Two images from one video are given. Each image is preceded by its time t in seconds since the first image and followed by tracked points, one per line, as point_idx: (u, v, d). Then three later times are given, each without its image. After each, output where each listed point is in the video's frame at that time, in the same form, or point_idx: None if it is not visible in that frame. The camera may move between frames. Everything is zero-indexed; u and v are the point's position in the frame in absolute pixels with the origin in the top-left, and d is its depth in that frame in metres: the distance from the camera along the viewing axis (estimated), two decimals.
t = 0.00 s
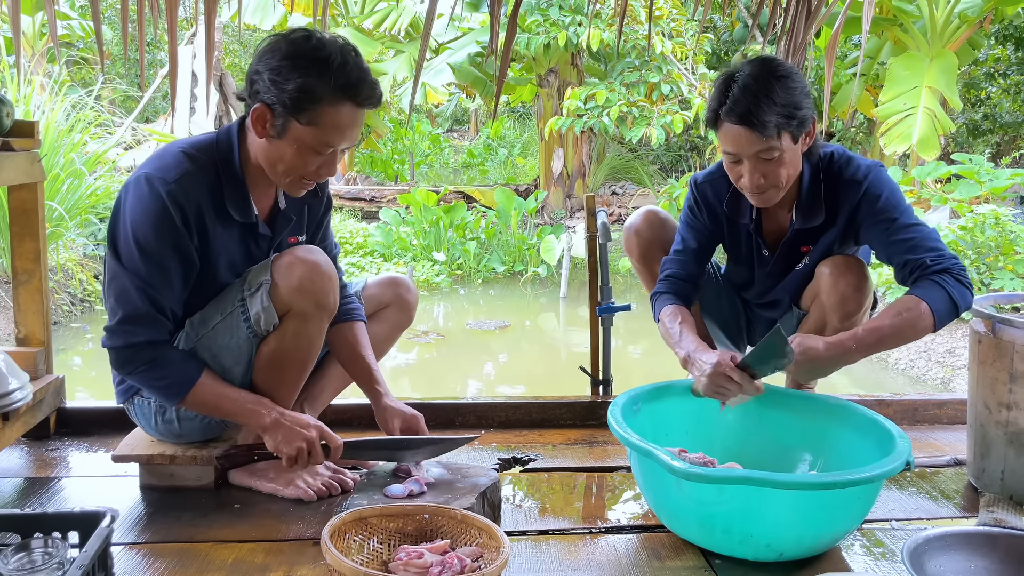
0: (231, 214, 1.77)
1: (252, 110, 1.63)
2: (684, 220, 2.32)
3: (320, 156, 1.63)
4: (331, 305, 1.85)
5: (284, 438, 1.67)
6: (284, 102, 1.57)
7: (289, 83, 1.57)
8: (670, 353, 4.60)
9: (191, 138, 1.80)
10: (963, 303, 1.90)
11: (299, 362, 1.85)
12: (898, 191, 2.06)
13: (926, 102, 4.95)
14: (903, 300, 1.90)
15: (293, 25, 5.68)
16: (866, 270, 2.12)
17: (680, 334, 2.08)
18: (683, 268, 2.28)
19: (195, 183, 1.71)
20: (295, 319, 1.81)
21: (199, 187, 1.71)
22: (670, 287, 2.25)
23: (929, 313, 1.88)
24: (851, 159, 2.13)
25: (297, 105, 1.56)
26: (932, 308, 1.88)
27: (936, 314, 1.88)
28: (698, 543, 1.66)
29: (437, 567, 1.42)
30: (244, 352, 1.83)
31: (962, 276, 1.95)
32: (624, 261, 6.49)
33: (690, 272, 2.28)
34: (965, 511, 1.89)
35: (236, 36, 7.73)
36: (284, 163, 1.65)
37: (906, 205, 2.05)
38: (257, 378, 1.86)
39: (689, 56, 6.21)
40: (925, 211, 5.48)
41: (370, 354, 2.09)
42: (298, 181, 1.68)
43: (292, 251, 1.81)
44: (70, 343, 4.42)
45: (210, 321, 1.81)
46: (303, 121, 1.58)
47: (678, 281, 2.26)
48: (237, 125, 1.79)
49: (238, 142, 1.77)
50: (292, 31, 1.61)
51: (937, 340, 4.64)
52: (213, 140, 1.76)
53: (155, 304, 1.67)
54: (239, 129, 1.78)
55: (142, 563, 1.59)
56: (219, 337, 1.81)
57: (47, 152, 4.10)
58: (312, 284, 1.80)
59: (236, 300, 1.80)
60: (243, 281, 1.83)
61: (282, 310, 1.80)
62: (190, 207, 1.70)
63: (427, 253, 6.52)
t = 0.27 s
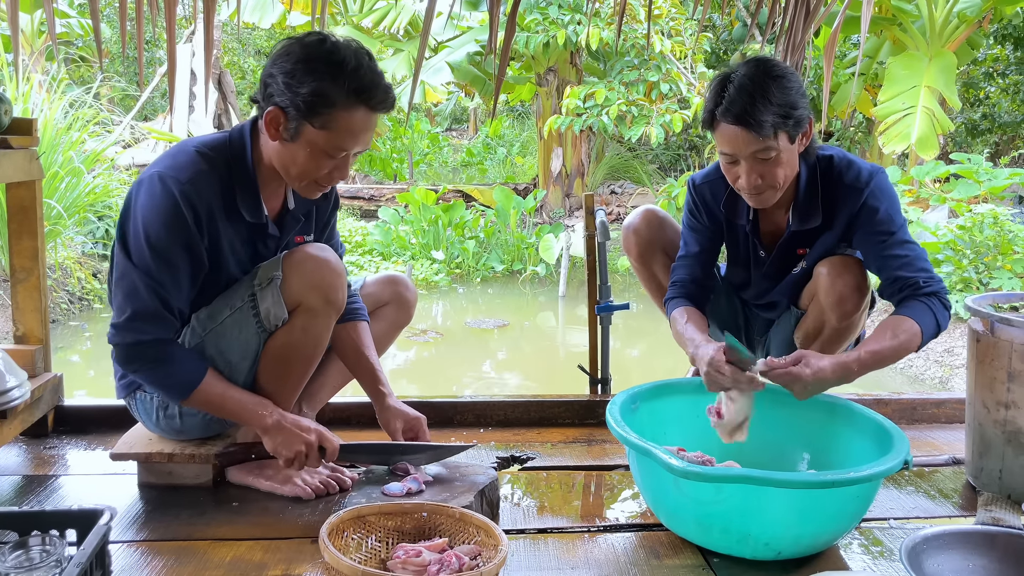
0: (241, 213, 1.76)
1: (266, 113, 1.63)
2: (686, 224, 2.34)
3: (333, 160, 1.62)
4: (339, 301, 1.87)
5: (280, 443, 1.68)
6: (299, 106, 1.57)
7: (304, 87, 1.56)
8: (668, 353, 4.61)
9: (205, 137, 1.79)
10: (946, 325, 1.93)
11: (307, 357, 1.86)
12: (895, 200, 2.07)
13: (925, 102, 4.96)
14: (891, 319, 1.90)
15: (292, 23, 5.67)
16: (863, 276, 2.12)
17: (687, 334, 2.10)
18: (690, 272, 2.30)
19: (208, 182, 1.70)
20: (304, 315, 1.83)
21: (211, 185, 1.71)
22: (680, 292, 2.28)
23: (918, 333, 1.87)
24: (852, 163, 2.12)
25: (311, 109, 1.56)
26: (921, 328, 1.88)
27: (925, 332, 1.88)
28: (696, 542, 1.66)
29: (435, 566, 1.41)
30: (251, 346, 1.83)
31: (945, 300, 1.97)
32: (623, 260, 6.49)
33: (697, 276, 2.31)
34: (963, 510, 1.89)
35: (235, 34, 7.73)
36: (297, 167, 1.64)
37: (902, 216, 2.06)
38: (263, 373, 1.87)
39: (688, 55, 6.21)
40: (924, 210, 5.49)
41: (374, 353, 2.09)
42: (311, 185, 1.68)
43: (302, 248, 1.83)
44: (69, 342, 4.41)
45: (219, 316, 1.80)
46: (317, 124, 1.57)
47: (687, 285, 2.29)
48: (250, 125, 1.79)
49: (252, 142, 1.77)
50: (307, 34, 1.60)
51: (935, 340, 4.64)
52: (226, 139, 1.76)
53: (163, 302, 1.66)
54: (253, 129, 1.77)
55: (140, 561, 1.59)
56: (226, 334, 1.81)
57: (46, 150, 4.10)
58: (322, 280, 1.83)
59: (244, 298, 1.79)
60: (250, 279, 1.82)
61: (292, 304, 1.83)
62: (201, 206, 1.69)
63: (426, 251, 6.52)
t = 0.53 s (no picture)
0: (249, 209, 1.76)
1: (273, 110, 1.62)
2: (690, 223, 2.34)
3: (338, 159, 1.62)
4: (341, 301, 1.87)
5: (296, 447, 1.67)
6: (307, 104, 1.56)
7: (314, 86, 1.56)
8: (668, 351, 4.61)
9: (207, 133, 1.78)
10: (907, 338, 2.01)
11: (306, 355, 1.86)
12: (896, 207, 2.08)
13: (925, 100, 4.96)
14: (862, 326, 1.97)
15: (292, 20, 5.67)
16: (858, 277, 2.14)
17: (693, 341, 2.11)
18: (700, 275, 2.31)
19: (217, 180, 1.70)
20: (305, 313, 1.84)
21: (220, 182, 1.70)
22: (689, 295, 2.29)
23: (884, 338, 1.94)
24: (858, 162, 2.12)
25: (319, 108, 1.56)
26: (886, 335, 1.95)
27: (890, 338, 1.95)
28: (695, 540, 1.66)
29: (434, 563, 1.42)
30: (252, 344, 1.84)
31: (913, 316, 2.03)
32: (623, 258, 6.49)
33: (706, 278, 2.31)
34: (962, 509, 1.89)
35: (235, 32, 7.72)
36: (303, 165, 1.64)
37: (899, 225, 2.08)
38: (263, 370, 1.87)
39: (688, 54, 6.21)
40: (923, 209, 5.49)
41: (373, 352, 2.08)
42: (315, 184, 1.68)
43: (305, 246, 1.84)
44: (68, 339, 4.41)
45: (222, 312, 1.80)
46: (325, 123, 1.57)
47: (695, 288, 2.30)
48: (254, 120, 1.78)
49: (257, 137, 1.76)
50: (319, 32, 1.60)
51: (934, 338, 4.64)
52: (230, 135, 1.75)
53: (185, 303, 1.66)
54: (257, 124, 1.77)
55: (139, 559, 1.59)
56: (230, 331, 1.81)
57: (45, 147, 4.09)
58: (324, 279, 1.83)
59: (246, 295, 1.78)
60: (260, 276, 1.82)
61: (293, 303, 1.83)
62: (212, 204, 1.69)
63: (426, 249, 6.51)
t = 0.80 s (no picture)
0: (237, 204, 1.77)
1: (255, 99, 1.63)
2: (689, 220, 2.34)
3: (322, 146, 1.62)
4: (334, 298, 1.86)
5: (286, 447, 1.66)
6: (289, 91, 1.57)
7: (294, 72, 1.56)
8: (668, 348, 4.61)
9: (192, 129, 1.79)
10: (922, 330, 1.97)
11: (301, 353, 1.85)
12: (898, 200, 2.09)
13: (926, 98, 4.95)
14: (877, 315, 1.93)
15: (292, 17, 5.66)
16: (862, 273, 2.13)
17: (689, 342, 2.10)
18: (695, 269, 2.28)
19: (203, 175, 1.70)
20: (298, 311, 1.82)
21: (206, 178, 1.71)
22: (684, 290, 2.26)
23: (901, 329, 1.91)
24: (859, 158, 2.13)
25: (301, 94, 1.56)
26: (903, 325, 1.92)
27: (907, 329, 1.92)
28: (695, 537, 1.66)
29: (434, 561, 1.42)
30: (246, 343, 1.84)
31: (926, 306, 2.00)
32: (623, 255, 6.49)
33: (701, 273, 2.28)
34: (962, 507, 1.89)
35: (235, 28, 7.71)
36: (287, 154, 1.64)
37: (903, 218, 2.08)
38: (259, 369, 1.86)
39: (689, 51, 6.20)
40: (924, 206, 5.48)
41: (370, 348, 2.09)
42: (300, 172, 1.68)
43: (295, 244, 1.82)
44: (69, 336, 4.41)
45: (215, 312, 1.80)
46: (307, 109, 1.57)
47: (691, 284, 2.26)
48: (239, 115, 1.79)
49: (241, 132, 1.77)
50: (298, 21, 1.60)
51: (935, 336, 4.64)
52: (216, 131, 1.76)
53: (172, 298, 1.66)
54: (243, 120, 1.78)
55: (140, 556, 1.59)
56: (222, 328, 1.81)
57: (46, 144, 4.09)
58: (317, 276, 1.82)
59: (240, 292, 1.79)
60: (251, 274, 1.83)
61: (285, 301, 1.82)
62: (199, 199, 1.69)
63: (426, 246, 6.51)
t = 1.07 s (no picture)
0: (222, 197, 1.77)
1: (235, 87, 1.63)
2: (689, 216, 2.33)
3: (305, 130, 1.62)
4: (332, 295, 1.86)
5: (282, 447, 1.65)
6: (266, 77, 1.57)
7: (270, 57, 1.56)
8: (670, 346, 4.61)
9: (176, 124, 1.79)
10: (933, 314, 1.91)
11: (300, 350, 1.85)
12: (897, 189, 2.06)
13: (929, 94, 4.93)
14: (875, 309, 1.91)
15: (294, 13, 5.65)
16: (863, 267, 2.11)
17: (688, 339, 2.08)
18: (698, 266, 2.25)
19: (187, 168, 1.70)
20: (296, 309, 1.81)
21: (190, 171, 1.71)
22: (686, 287, 2.24)
23: (900, 322, 1.88)
24: (853, 150, 2.12)
25: (279, 79, 1.56)
26: (902, 316, 1.88)
27: (906, 319, 1.88)
28: (697, 535, 1.66)
29: (436, 557, 1.42)
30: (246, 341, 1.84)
31: (932, 288, 1.93)
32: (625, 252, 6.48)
33: (704, 269, 2.26)
34: (963, 505, 1.89)
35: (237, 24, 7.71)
36: (270, 140, 1.65)
37: (901, 206, 2.06)
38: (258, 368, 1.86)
39: (691, 48, 6.20)
40: (927, 204, 5.47)
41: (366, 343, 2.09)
42: (286, 159, 1.68)
43: (293, 241, 1.82)
44: (71, 332, 4.42)
45: (211, 311, 1.81)
46: (286, 95, 1.58)
47: (694, 280, 2.24)
48: (221, 108, 1.79)
49: (224, 124, 1.78)
50: (271, 6, 1.60)
51: (937, 333, 4.64)
52: (199, 125, 1.76)
53: (160, 292, 1.67)
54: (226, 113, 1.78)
55: (143, 552, 1.60)
56: (220, 326, 1.82)
57: (48, 140, 4.09)
58: (313, 273, 1.81)
59: (237, 290, 1.80)
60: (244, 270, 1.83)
61: (284, 299, 1.81)
62: (185, 193, 1.70)
63: (428, 243, 6.50)
